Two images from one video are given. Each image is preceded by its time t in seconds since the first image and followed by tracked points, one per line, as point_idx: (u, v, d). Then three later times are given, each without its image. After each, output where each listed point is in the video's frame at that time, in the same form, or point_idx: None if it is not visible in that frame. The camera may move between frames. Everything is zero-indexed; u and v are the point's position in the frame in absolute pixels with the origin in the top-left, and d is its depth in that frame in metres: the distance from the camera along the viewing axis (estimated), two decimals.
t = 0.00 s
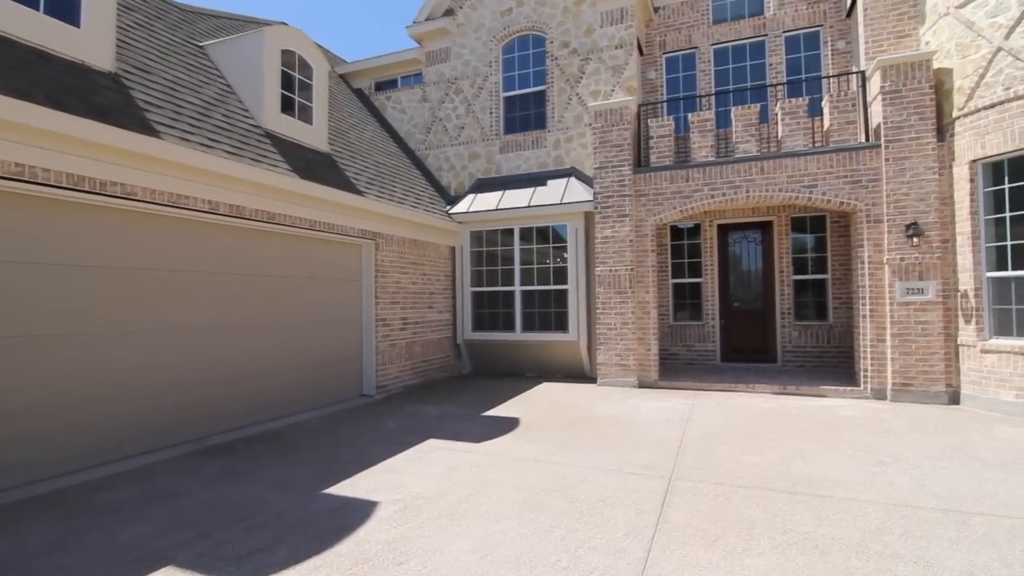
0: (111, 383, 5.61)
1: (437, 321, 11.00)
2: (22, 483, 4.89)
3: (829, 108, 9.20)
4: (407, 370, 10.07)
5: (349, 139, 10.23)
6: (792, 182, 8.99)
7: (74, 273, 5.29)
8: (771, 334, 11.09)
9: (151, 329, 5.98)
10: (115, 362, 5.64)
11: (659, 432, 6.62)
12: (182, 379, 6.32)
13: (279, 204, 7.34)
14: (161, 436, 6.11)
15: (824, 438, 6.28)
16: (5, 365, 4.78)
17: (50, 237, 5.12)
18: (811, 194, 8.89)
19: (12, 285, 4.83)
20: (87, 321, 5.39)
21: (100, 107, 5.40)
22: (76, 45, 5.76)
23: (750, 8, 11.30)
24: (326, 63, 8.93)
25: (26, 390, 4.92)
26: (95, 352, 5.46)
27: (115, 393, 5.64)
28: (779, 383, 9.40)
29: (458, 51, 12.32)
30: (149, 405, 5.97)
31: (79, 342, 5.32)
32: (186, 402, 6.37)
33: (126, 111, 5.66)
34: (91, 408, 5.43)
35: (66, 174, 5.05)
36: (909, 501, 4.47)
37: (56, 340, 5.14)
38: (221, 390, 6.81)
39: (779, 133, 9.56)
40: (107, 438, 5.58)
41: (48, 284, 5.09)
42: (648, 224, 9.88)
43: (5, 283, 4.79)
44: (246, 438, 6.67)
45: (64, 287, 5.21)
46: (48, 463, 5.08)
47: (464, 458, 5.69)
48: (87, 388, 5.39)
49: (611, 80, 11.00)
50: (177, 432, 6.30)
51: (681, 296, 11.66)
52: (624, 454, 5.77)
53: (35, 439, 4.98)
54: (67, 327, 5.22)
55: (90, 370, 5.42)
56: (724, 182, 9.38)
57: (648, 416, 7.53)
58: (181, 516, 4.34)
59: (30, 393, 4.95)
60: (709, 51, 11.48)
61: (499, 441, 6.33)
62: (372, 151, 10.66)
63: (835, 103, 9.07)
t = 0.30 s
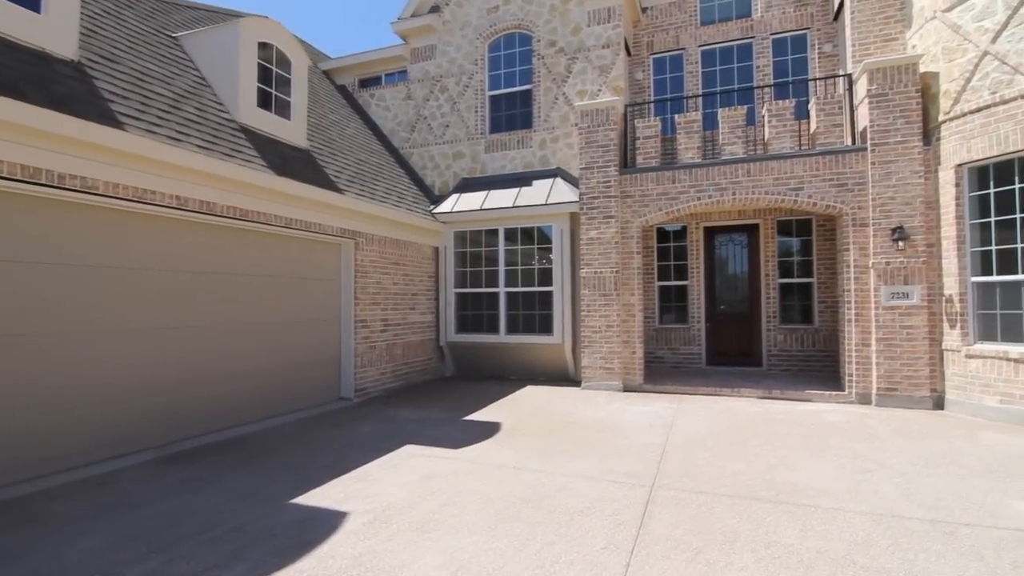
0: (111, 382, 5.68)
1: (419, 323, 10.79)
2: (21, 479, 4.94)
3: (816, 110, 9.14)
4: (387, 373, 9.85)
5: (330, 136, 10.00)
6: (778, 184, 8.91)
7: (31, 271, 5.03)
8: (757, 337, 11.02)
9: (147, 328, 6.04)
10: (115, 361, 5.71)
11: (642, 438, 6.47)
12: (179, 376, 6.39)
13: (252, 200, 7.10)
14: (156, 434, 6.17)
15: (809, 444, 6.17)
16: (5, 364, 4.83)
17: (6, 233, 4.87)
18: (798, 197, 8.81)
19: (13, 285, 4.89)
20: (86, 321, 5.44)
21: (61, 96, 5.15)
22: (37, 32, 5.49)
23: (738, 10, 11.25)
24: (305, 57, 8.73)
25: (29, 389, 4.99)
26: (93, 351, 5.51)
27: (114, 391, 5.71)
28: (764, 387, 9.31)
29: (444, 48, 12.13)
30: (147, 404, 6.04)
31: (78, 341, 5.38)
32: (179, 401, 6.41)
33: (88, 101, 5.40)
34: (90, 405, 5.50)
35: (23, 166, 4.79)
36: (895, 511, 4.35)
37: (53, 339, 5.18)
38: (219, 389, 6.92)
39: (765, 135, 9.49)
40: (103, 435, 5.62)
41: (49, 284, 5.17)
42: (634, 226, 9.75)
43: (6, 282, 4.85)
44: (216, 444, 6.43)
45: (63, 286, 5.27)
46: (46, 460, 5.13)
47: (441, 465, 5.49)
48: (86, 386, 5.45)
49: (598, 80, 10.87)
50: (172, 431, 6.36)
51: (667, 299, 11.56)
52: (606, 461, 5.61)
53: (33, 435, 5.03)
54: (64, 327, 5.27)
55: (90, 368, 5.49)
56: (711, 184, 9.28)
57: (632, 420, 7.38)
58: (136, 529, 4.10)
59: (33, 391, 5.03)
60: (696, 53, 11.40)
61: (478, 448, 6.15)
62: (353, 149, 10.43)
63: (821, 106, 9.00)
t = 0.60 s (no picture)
0: (109, 381, 5.87)
1: (400, 325, 10.59)
2: (23, 475, 5.13)
3: (800, 113, 9.12)
4: (367, 377, 9.63)
5: (309, 134, 9.78)
6: (762, 188, 8.86)
7: None
8: (741, 341, 10.98)
9: (140, 328, 6.17)
10: (113, 361, 5.90)
11: (624, 444, 6.34)
12: (177, 377, 6.58)
13: (225, 198, 6.86)
14: (153, 432, 6.35)
15: (793, 450, 6.08)
16: (5, 365, 5.00)
17: None
18: (782, 201, 8.77)
19: None
20: (65, 323, 5.45)
21: (20, 87, 4.92)
22: None
23: (723, 12, 11.23)
24: (281, 53, 8.59)
25: (30, 390, 5.17)
26: (92, 351, 5.69)
27: (112, 390, 5.90)
28: (747, 391, 9.25)
29: (428, 47, 11.96)
30: (145, 403, 6.23)
31: (74, 341, 5.53)
32: (174, 401, 6.58)
33: (48, 93, 5.16)
34: (89, 403, 5.69)
35: None
36: (880, 519, 4.26)
37: (51, 339, 5.34)
38: (215, 389, 7.11)
39: (750, 137, 9.45)
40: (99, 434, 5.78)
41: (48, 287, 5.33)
42: (618, 228, 9.65)
43: (6, 285, 5.01)
44: (183, 450, 6.23)
45: (63, 288, 5.44)
46: (46, 457, 5.31)
47: (417, 472, 5.31)
48: (85, 385, 5.64)
49: (583, 81, 10.77)
50: (170, 429, 6.55)
51: (651, 302, 11.49)
52: (587, 468, 5.48)
53: (34, 433, 5.21)
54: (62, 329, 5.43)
55: (89, 368, 5.68)
56: (695, 187, 9.21)
57: (615, 425, 7.25)
58: (90, 542, 3.89)
59: (34, 391, 5.21)
60: (682, 55, 11.35)
61: (456, 454, 5.98)
62: (334, 148, 10.22)
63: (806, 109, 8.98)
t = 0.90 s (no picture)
0: (108, 383, 5.94)
1: (379, 331, 10.37)
2: (22, 475, 5.19)
3: (782, 122, 9.13)
4: (343, 384, 9.39)
5: (287, 136, 9.57)
6: (744, 196, 8.83)
7: None
8: (723, 350, 10.93)
9: (134, 327, 6.21)
10: (113, 361, 5.98)
11: (604, 454, 6.20)
12: (174, 380, 6.67)
13: (194, 198, 6.63)
14: (153, 432, 6.46)
15: (774, 461, 5.98)
16: (6, 365, 5.06)
17: None
18: (764, 209, 8.74)
19: None
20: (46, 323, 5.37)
21: None
22: None
23: (707, 21, 11.26)
24: (259, 52, 8.42)
25: (30, 391, 5.23)
26: (91, 352, 5.77)
27: (113, 390, 6.00)
28: (729, 400, 9.17)
29: (411, 49, 11.83)
30: (145, 404, 6.34)
31: (70, 341, 5.56)
32: (169, 403, 6.63)
33: (4, 84, 4.91)
34: (89, 403, 5.77)
35: None
36: (863, 534, 4.16)
37: (46, 339, 5.37)
38: (210, 393, 7.20)
39: (732, 146, 9.43)
40: (95, 434, 5.83)
41: (49, 287, 5.40)
42: (601, 234, 9.55)
43: (7, 286, 5.07)
44: (145, 460, 5.95)
45: (62, 289, 5.50)
46: (47, 455, 5.39)
47: (388, 485, 5.11)
48: (85, 384, 5.71)
49: (567, 87, 10.71)
50: (170, 429, 6.67)
51: (634, 309, 11.41)
52: (565, 480, 5.32)
53: (34, 432, 5.28)
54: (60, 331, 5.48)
55: (89, 367, 5.76)
56: (678, 194, 9.16)
57: (595, 435, 7.11)
58: (31, 562, 3.63)
59: (34, 392, 5.27)
60: (666, 63, 11.36)
61: (431, 465, 5.79)
62: (313, 149, 10.01)
63: (788, 118, 8.99)
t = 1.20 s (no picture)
0: (107, 386, 6.05)
1: (357, 339, 10.12)
2: (22, 476, 5.25)
3: (765, 132, 9.13)
4: (318, 393, 9.12)
5: (264, 137, 9.33)
6: (727, 205, 8.79)
7: None
8: (705, 359, 10.86)
9: (124, 330, 6.23)
10: (112, 364, 6.09)
11: (585, 466, 6.05)
12: (154, 385, 6.58)
13: (162, 198, 6.39)
14: (152, 434, 6.59)
15: (757, 473, 5.87)
16: (9, 366, 5.15)
17: None
18: (747, 218, 8.71)
19: None
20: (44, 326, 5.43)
21: None
22: None
23: (690, 31, 11.29)
24: (235, 51, 8.25)
25: (29, 392, 5.30)
26: (92, 356, 5.88)
27: (113, 393, 6.11)
28: (711, 410, 9.08)
29: (394, 53, 11.68)
30: (144, 406, 6.46)
31: (69, 342, 5.65)
32: (158, 406, 6.65)
33: None
34: (90, 405, 5.87)
35: None
36: (848, 551, 4.04)
37: (45, 343, 5.45)
38: (202, 397, 7.25)
39: (715, 154, 9.41)
40: (95, 437, 5.93)
41: (48, 290, 5.47)
42: (584, 242, 9.45)
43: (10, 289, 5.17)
44: (103, 473, 5.64)
45: (60, 291, 5.58)
46: (47, 456, 5.46)
47: (358, 500, 4.89)
48: (85, 387, 5.82)
49: (551, 93, 10.63)
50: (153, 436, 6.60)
51: (616, 318, 11.31)
52: (543, 493, 5.15)
53: (34, 434, 5.35)
54: (61, 332, 5.58)
55: (89, 370, 5.85)
56: (660, 202, 9.10)
57: (575, 446, 6.95)
58: None
59: (34, 394, 5.35)
60: (649, 72, 11.35)
61: (404, 479, 5.57)
62: (290, 151, 9.78)
63: (770, 127, 8.99)
